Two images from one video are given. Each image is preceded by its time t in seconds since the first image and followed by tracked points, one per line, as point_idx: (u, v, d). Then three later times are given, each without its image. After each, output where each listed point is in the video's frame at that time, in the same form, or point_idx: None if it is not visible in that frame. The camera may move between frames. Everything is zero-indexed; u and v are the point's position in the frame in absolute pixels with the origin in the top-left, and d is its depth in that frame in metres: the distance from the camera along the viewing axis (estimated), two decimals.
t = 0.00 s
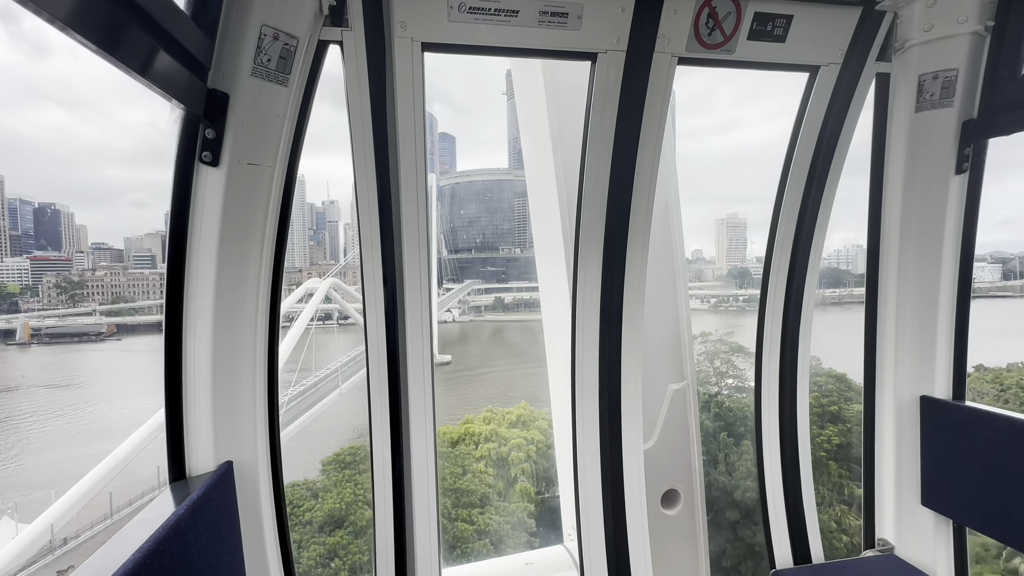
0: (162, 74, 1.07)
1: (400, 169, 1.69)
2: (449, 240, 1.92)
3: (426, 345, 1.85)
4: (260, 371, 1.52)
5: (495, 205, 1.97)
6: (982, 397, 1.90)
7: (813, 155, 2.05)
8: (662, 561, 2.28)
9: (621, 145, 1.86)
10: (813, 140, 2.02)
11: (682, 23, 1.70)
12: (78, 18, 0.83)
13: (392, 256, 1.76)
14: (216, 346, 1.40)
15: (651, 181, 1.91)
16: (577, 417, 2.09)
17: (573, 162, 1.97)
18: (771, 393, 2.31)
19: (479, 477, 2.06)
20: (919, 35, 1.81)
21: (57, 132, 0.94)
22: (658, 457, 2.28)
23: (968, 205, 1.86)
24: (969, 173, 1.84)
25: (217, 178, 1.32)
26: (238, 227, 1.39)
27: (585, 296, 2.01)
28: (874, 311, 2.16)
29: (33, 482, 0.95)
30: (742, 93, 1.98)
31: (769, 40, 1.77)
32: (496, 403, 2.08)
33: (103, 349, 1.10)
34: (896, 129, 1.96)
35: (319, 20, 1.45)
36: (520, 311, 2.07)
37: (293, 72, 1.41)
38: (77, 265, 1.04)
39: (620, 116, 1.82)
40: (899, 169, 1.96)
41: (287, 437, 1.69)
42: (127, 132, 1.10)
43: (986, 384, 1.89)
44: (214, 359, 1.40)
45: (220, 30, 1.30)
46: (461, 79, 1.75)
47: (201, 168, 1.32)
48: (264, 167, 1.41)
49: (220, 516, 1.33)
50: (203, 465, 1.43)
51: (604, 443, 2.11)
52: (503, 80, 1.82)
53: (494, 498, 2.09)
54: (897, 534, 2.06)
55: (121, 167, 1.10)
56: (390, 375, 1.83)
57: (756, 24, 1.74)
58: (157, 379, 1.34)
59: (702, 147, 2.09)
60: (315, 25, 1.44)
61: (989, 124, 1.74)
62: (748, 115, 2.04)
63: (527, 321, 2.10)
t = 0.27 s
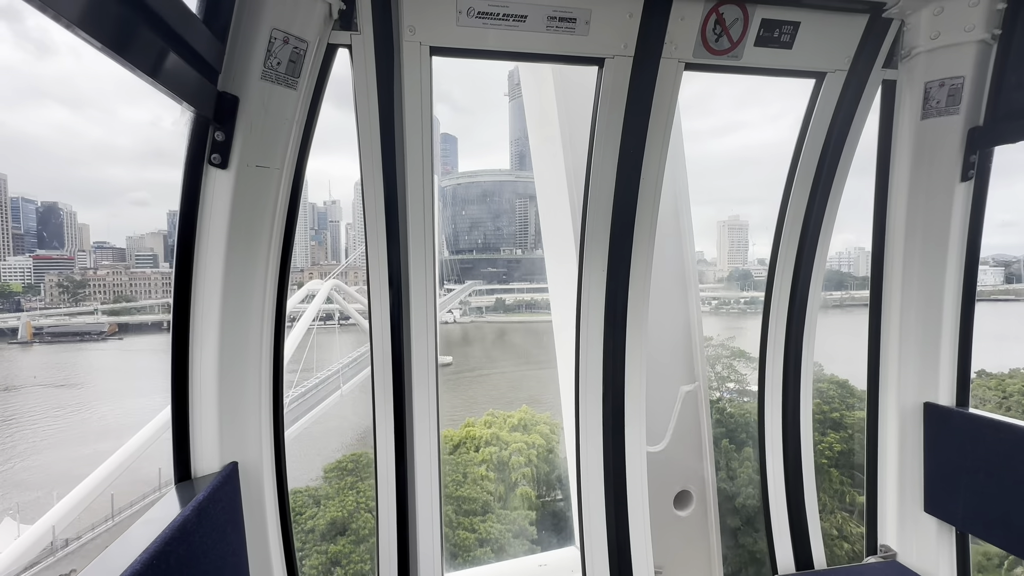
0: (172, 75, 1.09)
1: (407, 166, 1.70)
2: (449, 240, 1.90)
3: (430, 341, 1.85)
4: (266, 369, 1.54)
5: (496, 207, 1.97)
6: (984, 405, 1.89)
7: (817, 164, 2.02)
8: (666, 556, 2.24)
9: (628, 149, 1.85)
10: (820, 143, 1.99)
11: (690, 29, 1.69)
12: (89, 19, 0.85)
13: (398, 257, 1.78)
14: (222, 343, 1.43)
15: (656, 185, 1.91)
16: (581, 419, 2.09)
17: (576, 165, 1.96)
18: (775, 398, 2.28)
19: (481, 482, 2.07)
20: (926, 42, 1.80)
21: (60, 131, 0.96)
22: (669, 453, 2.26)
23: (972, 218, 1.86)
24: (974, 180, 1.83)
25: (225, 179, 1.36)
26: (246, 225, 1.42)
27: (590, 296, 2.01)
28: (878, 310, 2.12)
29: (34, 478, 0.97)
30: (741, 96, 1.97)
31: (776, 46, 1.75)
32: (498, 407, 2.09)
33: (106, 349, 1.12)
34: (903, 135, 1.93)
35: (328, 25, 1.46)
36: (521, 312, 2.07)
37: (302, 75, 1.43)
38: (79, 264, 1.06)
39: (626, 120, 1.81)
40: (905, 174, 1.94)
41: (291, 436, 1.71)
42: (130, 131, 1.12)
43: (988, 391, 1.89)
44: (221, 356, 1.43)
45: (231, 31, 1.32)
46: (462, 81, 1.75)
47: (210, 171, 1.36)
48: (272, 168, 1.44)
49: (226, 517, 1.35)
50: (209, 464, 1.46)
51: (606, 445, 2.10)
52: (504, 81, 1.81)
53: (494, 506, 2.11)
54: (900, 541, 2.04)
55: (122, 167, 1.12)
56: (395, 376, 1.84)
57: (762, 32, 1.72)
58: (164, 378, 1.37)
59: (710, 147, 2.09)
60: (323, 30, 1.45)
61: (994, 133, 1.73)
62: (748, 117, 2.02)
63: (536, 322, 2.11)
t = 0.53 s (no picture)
0: (182, 72, 1.11)
1: (415, 170, 1.72)
2: (452, 241, 1.90)
3: (435, 339, 1.86)
4: (271, 367, 1.57)
5: (499, 209, 1.96)
6: (988, 413, 1.88)
7: (824, 168, 2.00)
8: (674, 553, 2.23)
9: (634, 150, 1.85)
10: (828, 145, 1.96)
11: (698, 32, 1.68)
12: (101, 17, 0.87)
13: (404, 256, 1.80)
14: (227, 343, 1.44)
15: (663, 187, 1.90)
16: (584, 420, 2.09)
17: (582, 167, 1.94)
18: (779, 402, 2.27)
19: (483, 486, 2.07)
20: (934, 47, 1.76)
21: (64, 130, 0.98)
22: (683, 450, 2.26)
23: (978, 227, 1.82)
24: (981, 186, 1.79)
25: (232, 178, 1.37)
26: (252, 224, 1.43)
27: (595, 298, 2.01)
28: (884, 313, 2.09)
29: (35, 475, 0.98)
30: (744, 97, 1.95)
31: (783, 49, 1.74)
32: (501, 410, 2.08)
33: (109, 348, 1.13)
34: (910, 139, 1.90)
35: (337, 24, 1.47)
36: (524, 313, 2.06)
37: (311, 74, 1.44)
38: (83, 263, 1.08)
39: (632, 122, 1.81)
40: (912, 183, 1.90)
41: (295, 437, 1.72)
42: (135, 131, 1.14)
43: (993, 398, 1.88)
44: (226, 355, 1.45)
45: (242, 28, 1.34)
46: (467, 82, 1.75)
47: (217, 169, 1.37)
48: (278, 167, 1.45)
49: (229, 515, 1.37)
50: (212, 464, 1.47)
51: (610, 447, 2.10)
52: (507, 82, 1.80)
53: (497, 513, 2.10)
54: (904, 547, 2.00)
55: (126, 166, 1.14)
56: (399, 377, 1.85)
57: (770, 35, 1.71)
58: (170, 377, 1.39)
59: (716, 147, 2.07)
60: (332, 29, 1.46)
61: (1002, 139, 1.70)
62: (750, 118, 2.00)
63: (540, 324, 2.09)
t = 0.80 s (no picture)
0: (189, 72, 1.12)
1: (420, 171, 1.72)
2: (454, 242, 1.90)
3: (438, 340, 1.87)
4: (275, 366, 1.57)
5: (502, 210, 1.96)
6: (994, 420, 1.86)
7: (830, 171, 1.98)
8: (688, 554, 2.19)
9: (640, 152, 1.84)
10: (835, 148, 1.94)
11: (705, 35, 1.67)
12: (112, 17, 0.88)
13: (408, 256, 1.80)
14: (232, 342, 1.45)
15: (668, 189, 1.89)
16: (586, 421, 2.10)
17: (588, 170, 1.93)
18: (783, 406, 2.25)
19: (485, 490, 2.06)
20: (942, 52, 1.76)
21: (68, 130, 0.99)
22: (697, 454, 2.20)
23: (985, 234, 1.82)
24: (989, 192, 1.78)
25: (240, 178, 1.38)
26: (258, 224, 1.43)
27: (599, 301, 2.00)
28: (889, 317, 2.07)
29: (37, 475, 0.98)
30: (745, 100, 1.93)
31: (790, 54, 1.73)
32: (503, 414, 2.08)
33: (112, 348, 1.13)
34: (917, 145, 1.89)
35: (345, 26, 1.49)
36: (526, 314, 2.05)
37: (318, 75, 1.44)
38: (87, 263, 1.08)
39: (639, 126, 1.80)
40: (918, 190, 1.91)
41: (297, 439, 1.70)
42: (139, 131, 1.14)
43: (997, 405, 1.86)
44: (231, 354, 1.45)
45: (250, 29, 1.34)
46: (471, 83, 1.74)
47: (225, 169, 1.38)
48: (285, 168, 1.46)
49: (233, 515, 1.37)
50: (215, 463, 1.48)
51: (613, 449, 2.10)
52: (511, 83, 1.79)
53: (501, 520, 2.10)
54: (908, 553, 1.99)
55: (130, 166, 1.14)
56: (404, 379, 1.86)
57: (778, 39, 1.69)
58: (174, 378, 1.40)
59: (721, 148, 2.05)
60: (341, 31, 1.48)
61: (1010, 145, 1.69)
62: (752, 120, 1.99)
63: (542, 326, 2.07)
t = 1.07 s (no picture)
0: (196, 72, 1.12)
1: (423, 171, 1.72)
2: (457, 242, 1.90)
3: (443, 343, 1.88)
4: (279, 366, 1.57)
5: (505, 211, 1.96)
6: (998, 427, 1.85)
7: (834, 174, 1.97)
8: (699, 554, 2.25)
9: (644, 154, 1.84)
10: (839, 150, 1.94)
11: (710, 38, 1.66)
12: (120, 18, 0.88)
13: (412, 258, 1.81)
14: (236, 340, 1.45)
15: (672, 190, 1.89)
16: (589, 423, 2.10)
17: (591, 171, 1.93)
18: (785, 409, 2.25)
19: (488, 493, 2.06)
20: (946, 56, 1.75)
21: (72, 130, 0.99)
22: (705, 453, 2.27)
23: (991, 239, 1.80)
24: (993, 197, 1.77)
25: (245, 179, 1.38)
26: (263, 224, 1.44)
27: (603, 302, 2.01)
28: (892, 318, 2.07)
29: (42, 474, 0.99)
30: (747, 100, 1.92)
31: (795, 56, 1.72)
32: (505, 417, 2.09)
33: (116, 348, 1.14)
34: (921, 147, 1.87)
35: (351, 29, 1.49)
36: (529, 316, 2.04)
37: (324, 78, 1.46)
38: (91, 263, 1.09)
39: (643, 128, 1.80)
40: (920, 198, 1.88)
41: (300, 441, 1.71)
42: (143, 131, 1.14)
43: (1001, 411, 1.85)
44: (236, 353, 1.46)
45: (257, 31, 1.35)
46: (475, 83, 1.74)
47: (230, 170, 1.39)
48: (290, 168, 1.46)
49: (236, 514, 1.38)
50: (219, 461, 1.49)
51: (615, 451, 2.10)
52: (513, 84, 1.79)
53: (505, 528, 2.10)
54: (912, 558, 1.97)
55: (134, 166, 1.15)
56: (406, 382, 1.86)
57: (783, 41, 1.69)
58: (179, 377, 1.40)
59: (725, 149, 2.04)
60: (346, 33, 1.48)
61: (1016, 148, 1.68)
62: (755, 120, 1.98)
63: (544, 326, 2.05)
